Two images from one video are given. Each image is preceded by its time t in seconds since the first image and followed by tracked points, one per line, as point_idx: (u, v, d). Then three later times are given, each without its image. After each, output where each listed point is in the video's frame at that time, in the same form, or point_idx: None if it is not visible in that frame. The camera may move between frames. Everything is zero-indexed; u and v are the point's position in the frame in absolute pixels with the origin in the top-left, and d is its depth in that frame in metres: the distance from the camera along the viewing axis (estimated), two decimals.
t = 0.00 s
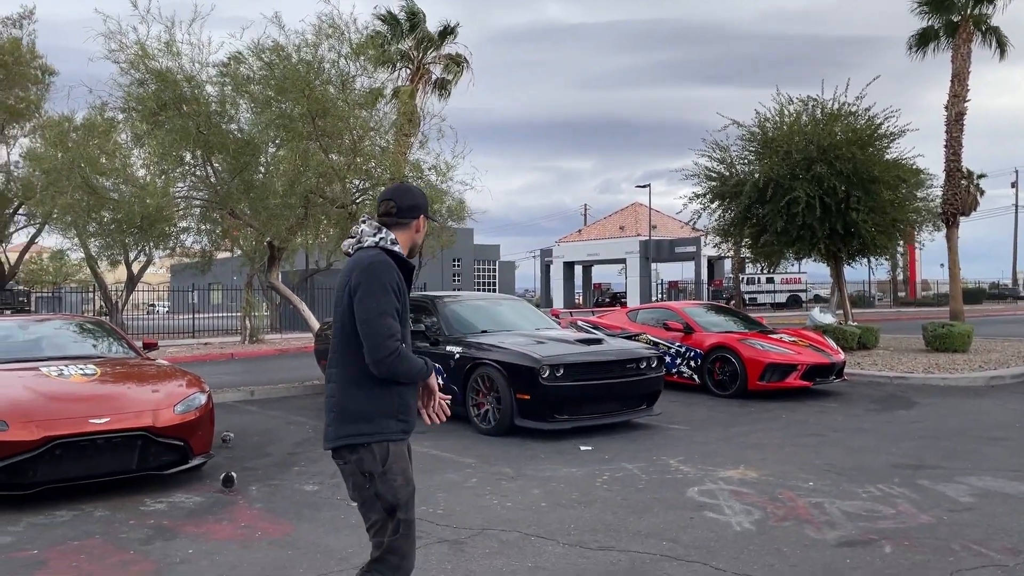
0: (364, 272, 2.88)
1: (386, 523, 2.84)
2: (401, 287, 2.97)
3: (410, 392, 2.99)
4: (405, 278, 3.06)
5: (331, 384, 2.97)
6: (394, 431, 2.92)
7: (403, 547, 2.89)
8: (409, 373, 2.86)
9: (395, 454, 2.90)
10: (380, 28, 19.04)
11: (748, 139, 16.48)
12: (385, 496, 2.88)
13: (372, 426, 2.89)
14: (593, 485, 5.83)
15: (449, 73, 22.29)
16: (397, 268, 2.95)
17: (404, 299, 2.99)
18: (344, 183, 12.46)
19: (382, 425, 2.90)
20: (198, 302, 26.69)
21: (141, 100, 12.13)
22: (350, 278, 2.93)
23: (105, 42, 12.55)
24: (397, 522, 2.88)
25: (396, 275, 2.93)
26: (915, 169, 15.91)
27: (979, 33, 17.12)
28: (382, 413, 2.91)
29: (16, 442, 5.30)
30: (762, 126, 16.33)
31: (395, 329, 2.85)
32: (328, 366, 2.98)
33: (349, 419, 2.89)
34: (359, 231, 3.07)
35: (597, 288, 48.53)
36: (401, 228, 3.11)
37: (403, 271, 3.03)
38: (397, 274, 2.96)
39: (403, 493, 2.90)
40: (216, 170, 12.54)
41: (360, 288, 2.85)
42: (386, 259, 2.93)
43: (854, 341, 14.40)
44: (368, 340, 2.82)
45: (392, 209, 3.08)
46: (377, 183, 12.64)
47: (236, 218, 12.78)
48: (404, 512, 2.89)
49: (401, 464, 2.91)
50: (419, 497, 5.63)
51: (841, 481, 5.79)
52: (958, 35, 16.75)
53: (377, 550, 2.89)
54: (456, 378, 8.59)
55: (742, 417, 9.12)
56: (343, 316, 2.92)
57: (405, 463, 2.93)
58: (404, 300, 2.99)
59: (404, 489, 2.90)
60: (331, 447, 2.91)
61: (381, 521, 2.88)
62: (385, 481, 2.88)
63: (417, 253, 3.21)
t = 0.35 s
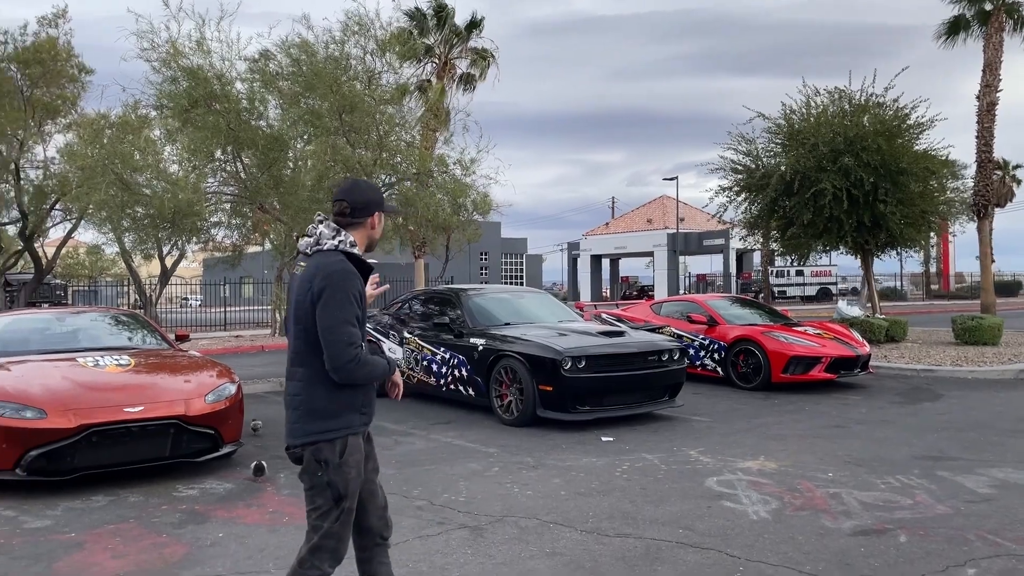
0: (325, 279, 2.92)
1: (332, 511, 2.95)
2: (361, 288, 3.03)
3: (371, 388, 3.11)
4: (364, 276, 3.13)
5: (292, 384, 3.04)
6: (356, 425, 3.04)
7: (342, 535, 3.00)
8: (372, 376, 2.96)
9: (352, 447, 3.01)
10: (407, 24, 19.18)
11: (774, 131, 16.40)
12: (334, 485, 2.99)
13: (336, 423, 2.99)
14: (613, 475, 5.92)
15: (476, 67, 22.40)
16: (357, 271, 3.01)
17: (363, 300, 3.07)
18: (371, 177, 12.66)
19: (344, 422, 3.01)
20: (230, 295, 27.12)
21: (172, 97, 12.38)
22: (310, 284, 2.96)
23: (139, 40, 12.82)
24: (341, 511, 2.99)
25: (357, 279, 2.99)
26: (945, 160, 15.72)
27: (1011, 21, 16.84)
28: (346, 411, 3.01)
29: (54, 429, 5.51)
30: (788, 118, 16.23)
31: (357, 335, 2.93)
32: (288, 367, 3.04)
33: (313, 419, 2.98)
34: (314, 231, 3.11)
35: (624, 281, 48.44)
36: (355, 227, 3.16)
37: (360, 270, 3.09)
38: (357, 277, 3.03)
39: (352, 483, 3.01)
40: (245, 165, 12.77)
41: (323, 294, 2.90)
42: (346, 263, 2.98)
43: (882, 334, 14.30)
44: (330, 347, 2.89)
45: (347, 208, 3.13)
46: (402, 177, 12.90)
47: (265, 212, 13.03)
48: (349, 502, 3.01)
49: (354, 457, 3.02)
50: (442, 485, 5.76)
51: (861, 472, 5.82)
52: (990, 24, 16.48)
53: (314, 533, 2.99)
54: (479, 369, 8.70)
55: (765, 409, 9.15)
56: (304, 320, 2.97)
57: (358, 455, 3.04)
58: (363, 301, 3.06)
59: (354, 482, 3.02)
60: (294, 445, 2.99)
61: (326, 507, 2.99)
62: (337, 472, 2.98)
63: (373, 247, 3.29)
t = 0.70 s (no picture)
0: (294, 269, 3.03)
1: (323, 492, 3.04)
2: (335, 275, 3.11)
3: (358, 372, 3.16)
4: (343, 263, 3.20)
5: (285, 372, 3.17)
6: (345, 409, 3.11)
7: (336, 516, 3.08)
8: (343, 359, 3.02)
9: (341, 431, 3.08)
10: (440, 21, 19.33)
11: (809, 125, 16.25)
12: (325, 468, 3.07)
13: (322, 408, 3.07)
14: (644, 468, 5.98)
15: (509, 63, 22.47)
16: (326, 259, 3.08)
17: (340, 286, 3.13)
18: (404, 174, 12.82)
19: (331, 406, 3.09)
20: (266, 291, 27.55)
21: (211, 96, 12.62)
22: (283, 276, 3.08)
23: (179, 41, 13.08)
24: (332, 493, 3.07)
25: (327, 267, 3.07)
26: (985, 152, 15.46)
27: None
28: (331, 395, 3.09)
29: (102, 420, 5.72)
30: (823, 111, 16.07)
31: (326, 320, 3.01)
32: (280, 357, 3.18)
33: (301, 406, 3.08)
34: (293, 225, 3.20)
35: (658, 276, 48.23)
36: (333, 218, 3.23)
37: (336, 258, 3.16)
38: (330, 266, 3.10)
39: (342, 465, 3.08)
40: (281, 163, 12.98)
41: (291, 284, 3.00)
42: (314, 252, 3.06)
43: (919, 329, 14.13)
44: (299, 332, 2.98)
45: (322, 200, 3.20)
46: (436, 173, 12.99)
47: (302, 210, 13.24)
48: (340, 484, 3.08)
49: (343, 440, 3.09)
50: (476, 476, 5.87)
51: (893, 467, 5.81)
52: None
53: (311, 514, 3.09)
54: (512, 363, 8.79)
55: (799, 404, 9.13)
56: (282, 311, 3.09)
57: (348, 438, 3.10)
58: (340, 288, 3.13)
59: (343, 464, 3.09)
60: (289, 429, 3.12)
61: (318, 489, 3.08)
62: (326, 455, 3.06)
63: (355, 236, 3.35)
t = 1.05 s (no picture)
0: (298, 264, 3.25)
1: (339, 478, 3.17)
2: (339, 272, 3.29)
3: (359, 364, 3.29)
4: (351, 261, 3.38)
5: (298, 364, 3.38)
6: (345, 399, 3.24)
7: (357, 500, 3.21)
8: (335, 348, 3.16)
9: (349, 419, 3.22)
10: (478, 19, 19.45)
11: (851, 119, 16.05)
12: (337, 455, 3.21)
13: (322, 396, 3.23)
14: (684, 463, 6.03)
15: (547, 60, 22.51)
16: (329, 255, 3.27)
17: (344, 282, 3.30)
18: (443, 172, 12.96)
19: (331, 395, 3.23)
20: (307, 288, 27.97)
21: (255, 96, 12.89)
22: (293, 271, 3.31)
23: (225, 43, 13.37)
24: (348, 478, 3.20)
25: (329, 263, 3.25)
26: None
27: None
28: (330, 384, 3.23)
29: (155, 411, 5.93)
30: (866, 105, 15.87)
31: (320, 312, 3.18)
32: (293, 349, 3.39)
33: (306, 394, 3.26)
34: (314, 227, 3.43)
35: (697, 272, 47.88)
36: (346, 220, 3.42)
37: (343, 256, 3.35)
38: (333, 262, 3.28)
39: (354, 452, 3.21)
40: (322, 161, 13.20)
41: (294, 276, 3.22)
42: (319, 249, 3.27)
43: (964, 326, 13.90)
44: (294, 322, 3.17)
45: (336, 203, 3.41)
46: (475, 171, 13.10)
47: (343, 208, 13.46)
48: (354, 470, 3.21)
49: (353, 428, 3.23)
50: (517, 468, 5.98)
51: (935, 463, 5.79)
52: None
53: (331, 501, 3.22)
54: (551, 359, 8.88)
55: (840, 401, 9.07)
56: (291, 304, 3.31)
57: (357, 426, 3.24)
58: (342, 284, 3.30)
59: (355, 450, 3.22)
60: (300, 417, 3.29)
61: (334, 476, 3.21)
62: (337, 442, 3.21)
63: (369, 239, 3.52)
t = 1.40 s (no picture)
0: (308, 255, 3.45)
1: (343, 460, 3.28)
2: (346, 266, 3.46)
3: (355, 355, 3.40)
4: (360, 259, 3.54)
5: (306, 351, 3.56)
6: (340, 386, 3.36)
7: (366, 480, 3.30)
8: (329, 333, 3.31)
9: (347, 406, 3.35)
10: (516, 18, 19.58)
11: (894, 115, 15.86)
12: (340, 440, 3.33)
13: (319, 381, 3.37)
14: (721, 459, 6.08)
15: (584, 58, 22.55)
16: (336, 249, 3.45)
17: (349, 277, 3.46)
18: (482, 170, 13.11)
19: (327, 381, 3.36)
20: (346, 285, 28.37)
21: (298, 98, 13.14)
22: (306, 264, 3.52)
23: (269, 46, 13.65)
24: (353, 461, 3.31)
25: (336, 256, 3.43)
26: None
27: None
28: (327, 369, 3.37)
29: (206, 403, 6.14)
30: (909, 101, 15.67)
31: (321, 301, 3.35)
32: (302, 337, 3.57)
33: (306, 377, 3.42)
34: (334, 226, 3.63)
35: (736, 270, 47.46)
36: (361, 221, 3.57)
37: (353, 253, 3.51)
38: (340, 257, 3.46)
39: (356, 437, 3.33)
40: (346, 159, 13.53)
41: (302, 265, 3.42)
42: (329, 244, 3.46)
43: (1010, 325, 13.67)
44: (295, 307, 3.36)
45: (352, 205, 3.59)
46: (513, 170, 13.22)
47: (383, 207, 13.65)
48: (359, 452, 3.32)
49: (352, 413, 3.35)
50: (555, 463, 6.08)
51: (977, 461, 5.76)
52: None
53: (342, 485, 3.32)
54: (589, 356, 8.96)
55: (880, 399, 9.02)
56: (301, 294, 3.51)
57: (357, 414, 3.36)
58: (347, 279, 3.46)
59: (355, 434, 3.33)
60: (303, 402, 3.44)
61: (340, 461, 3.32)
62: (338, 427, 3.33)
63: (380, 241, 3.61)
